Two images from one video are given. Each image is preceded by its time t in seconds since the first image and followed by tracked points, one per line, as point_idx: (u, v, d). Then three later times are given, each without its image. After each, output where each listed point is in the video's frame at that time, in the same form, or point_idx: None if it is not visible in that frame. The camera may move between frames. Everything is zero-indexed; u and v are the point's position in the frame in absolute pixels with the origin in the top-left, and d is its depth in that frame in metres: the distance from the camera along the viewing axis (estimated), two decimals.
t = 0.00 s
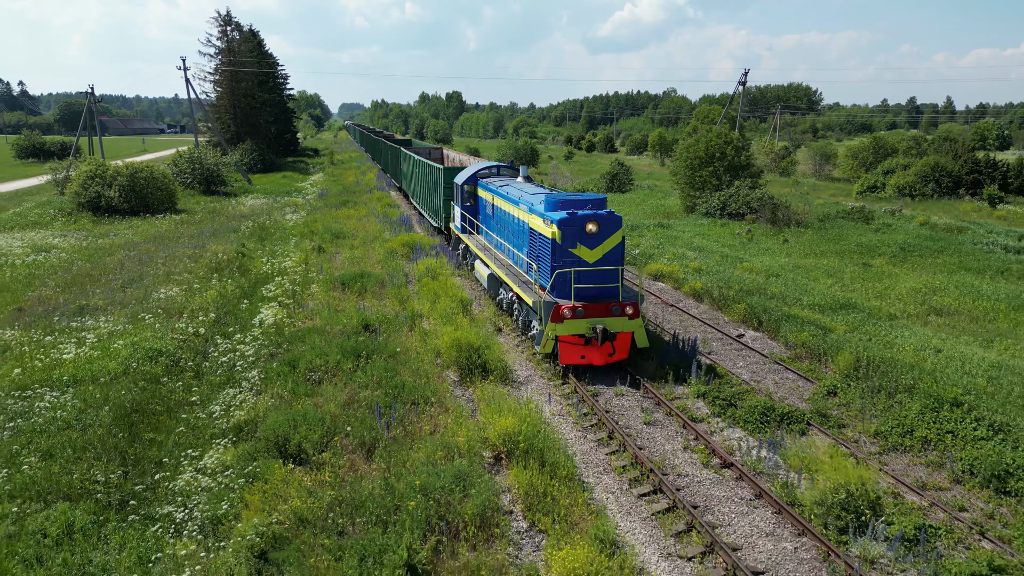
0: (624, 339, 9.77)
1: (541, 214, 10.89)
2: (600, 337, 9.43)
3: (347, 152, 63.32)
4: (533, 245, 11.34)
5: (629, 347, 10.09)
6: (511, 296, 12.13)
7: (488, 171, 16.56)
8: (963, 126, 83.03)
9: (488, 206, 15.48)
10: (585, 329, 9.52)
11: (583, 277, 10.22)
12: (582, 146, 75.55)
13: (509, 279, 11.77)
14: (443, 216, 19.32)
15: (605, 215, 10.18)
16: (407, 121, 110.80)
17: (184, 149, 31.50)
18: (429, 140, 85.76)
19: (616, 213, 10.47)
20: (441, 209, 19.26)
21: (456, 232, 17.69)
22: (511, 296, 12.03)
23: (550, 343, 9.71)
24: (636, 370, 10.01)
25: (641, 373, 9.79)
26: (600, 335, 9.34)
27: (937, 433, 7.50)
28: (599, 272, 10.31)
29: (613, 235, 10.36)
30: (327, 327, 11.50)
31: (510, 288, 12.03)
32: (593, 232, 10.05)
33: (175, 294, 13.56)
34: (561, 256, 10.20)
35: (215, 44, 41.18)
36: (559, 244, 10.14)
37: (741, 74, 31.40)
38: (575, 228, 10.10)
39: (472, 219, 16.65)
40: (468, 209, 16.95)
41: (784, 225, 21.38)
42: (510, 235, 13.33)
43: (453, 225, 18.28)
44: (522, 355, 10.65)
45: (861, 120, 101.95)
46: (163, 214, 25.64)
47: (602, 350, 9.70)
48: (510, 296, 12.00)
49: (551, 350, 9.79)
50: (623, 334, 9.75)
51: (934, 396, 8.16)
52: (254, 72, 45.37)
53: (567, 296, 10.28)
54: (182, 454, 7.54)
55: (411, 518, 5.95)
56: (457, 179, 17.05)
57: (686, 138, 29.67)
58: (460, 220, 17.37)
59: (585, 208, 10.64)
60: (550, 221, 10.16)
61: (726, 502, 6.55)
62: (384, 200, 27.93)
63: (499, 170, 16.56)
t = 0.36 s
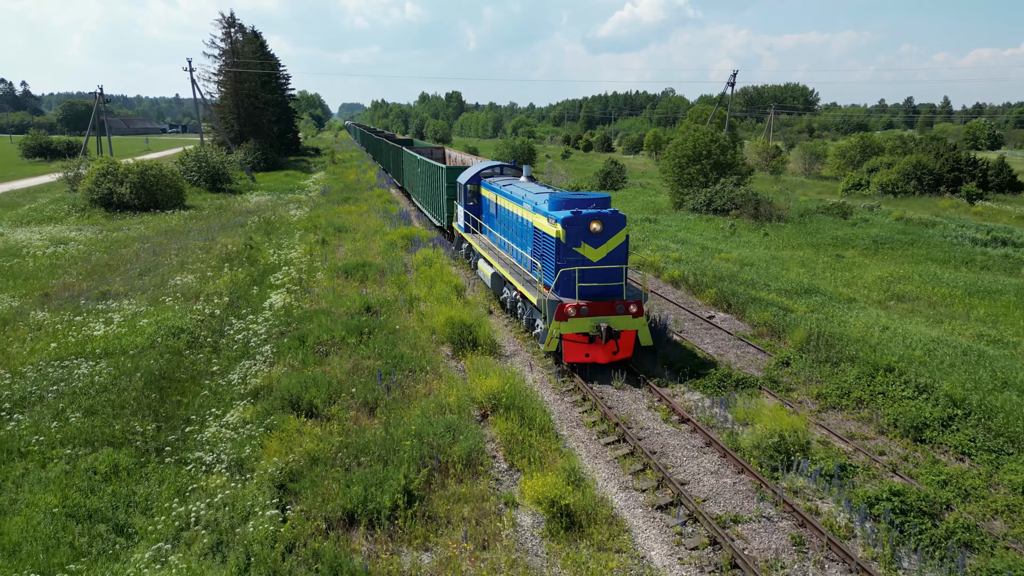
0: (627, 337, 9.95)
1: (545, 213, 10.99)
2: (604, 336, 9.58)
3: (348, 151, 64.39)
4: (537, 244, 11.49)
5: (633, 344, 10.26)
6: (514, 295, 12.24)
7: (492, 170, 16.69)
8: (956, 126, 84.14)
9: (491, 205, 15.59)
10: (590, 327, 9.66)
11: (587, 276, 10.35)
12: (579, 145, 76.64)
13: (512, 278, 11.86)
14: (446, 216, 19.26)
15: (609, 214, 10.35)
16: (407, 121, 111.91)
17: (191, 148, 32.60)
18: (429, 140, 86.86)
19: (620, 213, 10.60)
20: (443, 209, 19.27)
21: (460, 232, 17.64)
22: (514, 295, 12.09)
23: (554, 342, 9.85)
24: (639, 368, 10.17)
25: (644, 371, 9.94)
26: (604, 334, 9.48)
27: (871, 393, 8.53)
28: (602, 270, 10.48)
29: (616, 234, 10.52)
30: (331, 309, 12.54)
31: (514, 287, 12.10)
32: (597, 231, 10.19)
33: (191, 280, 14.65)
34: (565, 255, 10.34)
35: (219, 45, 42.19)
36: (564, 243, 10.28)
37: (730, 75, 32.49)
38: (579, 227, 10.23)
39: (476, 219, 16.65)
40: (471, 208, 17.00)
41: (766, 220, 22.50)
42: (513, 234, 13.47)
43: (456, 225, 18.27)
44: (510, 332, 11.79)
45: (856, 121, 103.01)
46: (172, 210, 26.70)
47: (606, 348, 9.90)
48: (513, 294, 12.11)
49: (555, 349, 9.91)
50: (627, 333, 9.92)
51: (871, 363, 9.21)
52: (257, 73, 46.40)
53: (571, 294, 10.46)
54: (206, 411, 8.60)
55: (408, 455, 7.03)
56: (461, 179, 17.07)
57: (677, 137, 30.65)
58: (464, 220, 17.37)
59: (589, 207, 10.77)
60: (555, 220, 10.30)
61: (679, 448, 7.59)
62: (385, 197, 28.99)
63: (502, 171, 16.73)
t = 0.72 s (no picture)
0: (630, 333, 9.97)
1: (548, 210, 10.90)
2: (607, 331, 9.62)
3: (350, 150, 65.46)
4: (539, 241, 11.41)
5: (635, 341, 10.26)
6: (517, 292, 12.32)
7: (495, 168, 16.75)
8: (950, 126, 85.13)
9: (493, 203, 15.54)
10: (592, 323, 9.69)
11: (589, 272, 10.29)
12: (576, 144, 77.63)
13: (515, 275, 11.95)
14: (449, 214, 19.28)
15: (611, 211, 10.32)
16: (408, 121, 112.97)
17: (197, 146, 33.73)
18: (428, 139, 87.85)
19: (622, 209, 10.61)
20: (447, 207, 19.27)
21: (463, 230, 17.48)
22: (517, 291, 12.17)
23: (557, 338, 9.87)
24: (642, 365, 10.14)
25: (648, 368, 9.92)
26: (607, 329, 9.54)
27: (817, 360, 9.55)
28: (605, 267, 10.41)
29: (618, 231, 10.48)
30: (334, 292, 13.56)
31: (517, 284, 12.12)
32: (599, 227, 10.15)
33: (203, 267, 15.68)
34: (568, 252, 10.27)
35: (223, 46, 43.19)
36: (567, 240, 10.21)
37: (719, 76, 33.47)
38: (581, 224, 10.18)
39: (478, 217, 16.59)
40: (472, 206, 16.88)
41: (749, 214, 23.61)
42: (515, 231, 13.42)
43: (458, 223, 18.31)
44: (499, 313, 12.87)
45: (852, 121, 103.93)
46: (179, 205, 27.77)
47: (609, 344, 9.88)
48: (515, 291, 12.22)
49: (557, 344, 9.96)
50: (629, 329, 9.95)
51: (820, 335, 10.24)
52: (259, 73, 47.46)
53: (574, 291, 10.36)
54: (224, 376, 9.65)
55: (404, 408, 8.08)
56: (463, 177, 16.98)
57: (668, 134, 31.56)
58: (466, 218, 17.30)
59: (592, 203, 10.70)
60: (557, 216, 10.25)
61: (642, 405, 8.66)
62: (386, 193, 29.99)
63: (504, 168, 16.83)
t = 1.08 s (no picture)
0: (629, 331, 10.20)
1: (549, 210, 11.25)
2: (607, 330, 9.84)
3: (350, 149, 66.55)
4: (540, 240, 11.75)
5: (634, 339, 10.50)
6: (518, 292, 12.52)
7: (495, 169, 17.25)
8: (942, 126, 86.18)
9: (495, 203, 15.96)
10: (593, 322, 9.92)
11: (589, 271, 10.62)
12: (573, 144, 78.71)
13: (517, 274, 12.15)
14: (450, 214, 19.67)
15: (611, 212, 10.65)
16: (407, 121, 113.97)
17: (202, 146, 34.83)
18: (428, 139, 88.93)
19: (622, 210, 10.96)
20: (448, 208, 19.58)
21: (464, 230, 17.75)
22: (518, 290, 12.39)
23: (558, 336, 10.12)
24: (642, 362, 10.36)
25: (647, 365, 10.16)
26: (607, 327, 9.77)
27: (770, 335, 10.65)
28: (604, 266, 10.72)
29: (618, 232, 10.82)
30: (337, 279, 14.63)
31: (518, 284, 12.38)
32: (599, 227, 10.50)
33: (212, 258, 16.74)
34: (569, 251, 10.61)
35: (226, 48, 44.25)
36: (567, 239, 10.56)
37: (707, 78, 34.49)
38: (581, 224, 10.53)
39: (478, 217, 17.03)
40: (473, 205, 17.31)
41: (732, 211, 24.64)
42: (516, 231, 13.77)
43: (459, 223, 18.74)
44: (489, 298, 14.01)
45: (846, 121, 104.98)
46: (186, 202, 28.86)
47: (609, 342, 10.11)
48: (517, 290, 12.40)
49: (558, 343, 10.18)
50: (628, 327, 10.18)
51: (776, 314, 11.35)
52: (262, 74, 48.56)
53: (574, 290, 10.63)
54: (237, 350, 10.74)
55: (399, 373, 9.18)
56: (464, 177, 17.44)
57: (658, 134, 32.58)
58: (467, 218, 17.64)
59: (592, 204, 11.03)
60: (558, 217, 10.61)
61: (611, 375, 9.78)
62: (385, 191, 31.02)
63: (504, 168, 17.39)
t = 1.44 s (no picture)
0: (629, 327, 10.30)
1: (550, 208, 11.65)
2: (607, 327, 9.92)
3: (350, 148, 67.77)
4: (542, 239, 12.18)
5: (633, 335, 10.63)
6: (518, 289, 12.68)
7: (496, 168, 18.19)
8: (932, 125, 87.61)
9: (496, 201, 16.71)
10: (593, 319, 9.97)
11: (589, 268, 10.99)
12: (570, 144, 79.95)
13: (517, 272, 12.28)
14: (451, 212, 20.66)
15: (612, 210, 10.92)
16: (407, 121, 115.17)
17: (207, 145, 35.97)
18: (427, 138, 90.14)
19: (622, 208, 11.39)
20: (449, 206, 20.58)
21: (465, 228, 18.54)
22: (519, 288, 12.56)
23: (558, 332, 10.21)
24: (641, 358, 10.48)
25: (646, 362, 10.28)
26: (607, 325, 9.83)
27: (732, 314, 11.80)
28: (605, 264, 11.02)
29: (618, 230, 11.13)
30: (339, 267, 15.73)
31: (518, 281, 12.65)
32: (599, 226, 10.79)
33: (222, 249, 17.85)
34: (569, 249, 11.01)
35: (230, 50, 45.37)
36: (567, 237, 10.95)
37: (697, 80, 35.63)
38: (582, 222, 10.86)
39: (480, 215, 17.74)
40: (476, 204, 18.15)
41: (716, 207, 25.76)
42: (518, 229, 14.19)
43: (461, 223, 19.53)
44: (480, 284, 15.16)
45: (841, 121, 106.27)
46: (193, 198, 30.00)
47: (609, 339, 10.23)
48: (517, 287, 12.58)
49: (558, 339, 10.26)
50: (628, 324, 10.25)
51: (738, 296, 12.50)
52: (264, 75, 49.69)
53: (575, 286, 10.91)
54: (250, 327, 11.85)
55: (395, 344, 10.31)
56: (465, 177, 18.37)
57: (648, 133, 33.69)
58: (467, 216, 18.44)
59: (593, 203, 11.37)
60: (558, 215, 11.04)
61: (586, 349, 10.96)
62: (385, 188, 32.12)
63: (506, 168, 18.24)
